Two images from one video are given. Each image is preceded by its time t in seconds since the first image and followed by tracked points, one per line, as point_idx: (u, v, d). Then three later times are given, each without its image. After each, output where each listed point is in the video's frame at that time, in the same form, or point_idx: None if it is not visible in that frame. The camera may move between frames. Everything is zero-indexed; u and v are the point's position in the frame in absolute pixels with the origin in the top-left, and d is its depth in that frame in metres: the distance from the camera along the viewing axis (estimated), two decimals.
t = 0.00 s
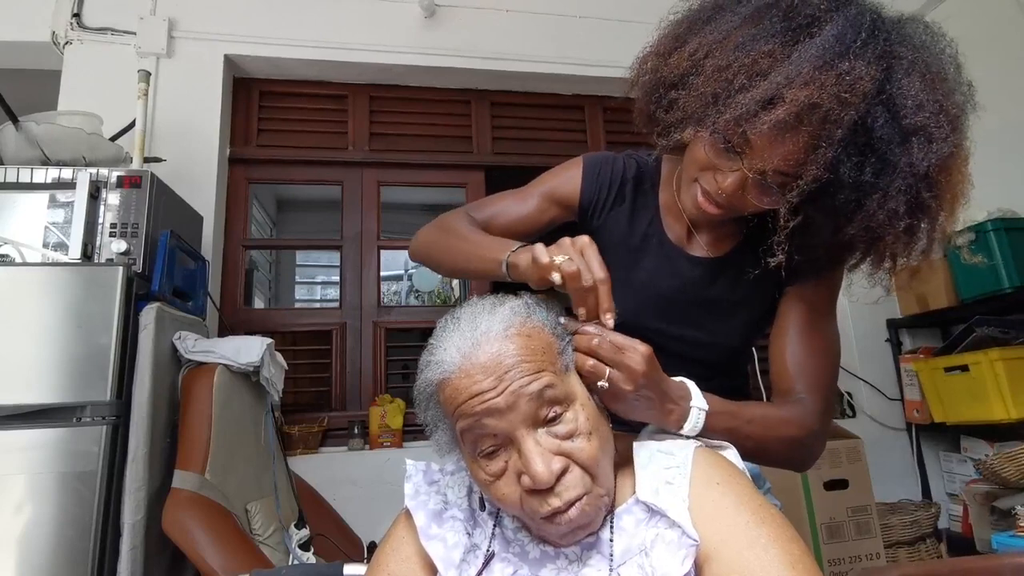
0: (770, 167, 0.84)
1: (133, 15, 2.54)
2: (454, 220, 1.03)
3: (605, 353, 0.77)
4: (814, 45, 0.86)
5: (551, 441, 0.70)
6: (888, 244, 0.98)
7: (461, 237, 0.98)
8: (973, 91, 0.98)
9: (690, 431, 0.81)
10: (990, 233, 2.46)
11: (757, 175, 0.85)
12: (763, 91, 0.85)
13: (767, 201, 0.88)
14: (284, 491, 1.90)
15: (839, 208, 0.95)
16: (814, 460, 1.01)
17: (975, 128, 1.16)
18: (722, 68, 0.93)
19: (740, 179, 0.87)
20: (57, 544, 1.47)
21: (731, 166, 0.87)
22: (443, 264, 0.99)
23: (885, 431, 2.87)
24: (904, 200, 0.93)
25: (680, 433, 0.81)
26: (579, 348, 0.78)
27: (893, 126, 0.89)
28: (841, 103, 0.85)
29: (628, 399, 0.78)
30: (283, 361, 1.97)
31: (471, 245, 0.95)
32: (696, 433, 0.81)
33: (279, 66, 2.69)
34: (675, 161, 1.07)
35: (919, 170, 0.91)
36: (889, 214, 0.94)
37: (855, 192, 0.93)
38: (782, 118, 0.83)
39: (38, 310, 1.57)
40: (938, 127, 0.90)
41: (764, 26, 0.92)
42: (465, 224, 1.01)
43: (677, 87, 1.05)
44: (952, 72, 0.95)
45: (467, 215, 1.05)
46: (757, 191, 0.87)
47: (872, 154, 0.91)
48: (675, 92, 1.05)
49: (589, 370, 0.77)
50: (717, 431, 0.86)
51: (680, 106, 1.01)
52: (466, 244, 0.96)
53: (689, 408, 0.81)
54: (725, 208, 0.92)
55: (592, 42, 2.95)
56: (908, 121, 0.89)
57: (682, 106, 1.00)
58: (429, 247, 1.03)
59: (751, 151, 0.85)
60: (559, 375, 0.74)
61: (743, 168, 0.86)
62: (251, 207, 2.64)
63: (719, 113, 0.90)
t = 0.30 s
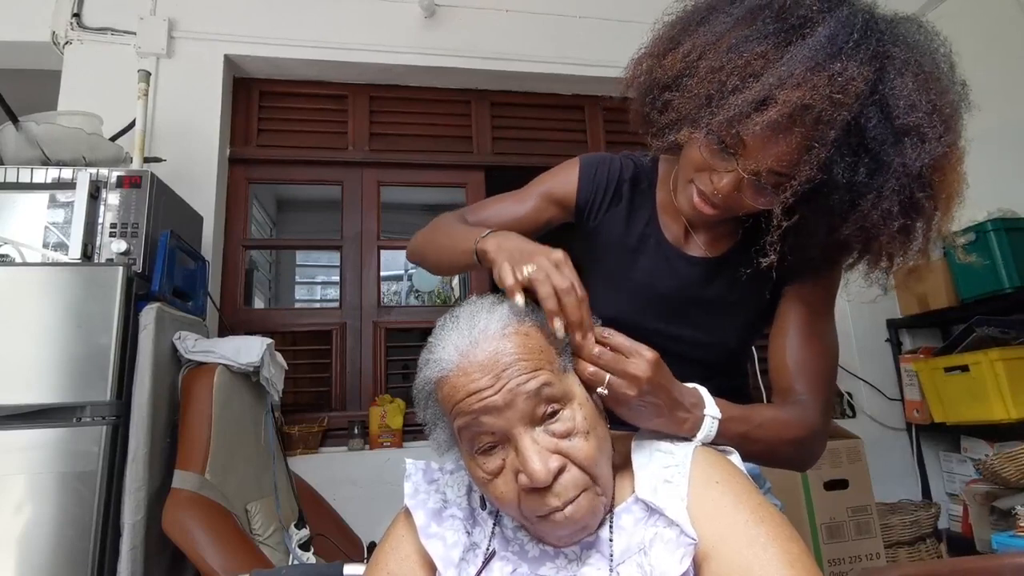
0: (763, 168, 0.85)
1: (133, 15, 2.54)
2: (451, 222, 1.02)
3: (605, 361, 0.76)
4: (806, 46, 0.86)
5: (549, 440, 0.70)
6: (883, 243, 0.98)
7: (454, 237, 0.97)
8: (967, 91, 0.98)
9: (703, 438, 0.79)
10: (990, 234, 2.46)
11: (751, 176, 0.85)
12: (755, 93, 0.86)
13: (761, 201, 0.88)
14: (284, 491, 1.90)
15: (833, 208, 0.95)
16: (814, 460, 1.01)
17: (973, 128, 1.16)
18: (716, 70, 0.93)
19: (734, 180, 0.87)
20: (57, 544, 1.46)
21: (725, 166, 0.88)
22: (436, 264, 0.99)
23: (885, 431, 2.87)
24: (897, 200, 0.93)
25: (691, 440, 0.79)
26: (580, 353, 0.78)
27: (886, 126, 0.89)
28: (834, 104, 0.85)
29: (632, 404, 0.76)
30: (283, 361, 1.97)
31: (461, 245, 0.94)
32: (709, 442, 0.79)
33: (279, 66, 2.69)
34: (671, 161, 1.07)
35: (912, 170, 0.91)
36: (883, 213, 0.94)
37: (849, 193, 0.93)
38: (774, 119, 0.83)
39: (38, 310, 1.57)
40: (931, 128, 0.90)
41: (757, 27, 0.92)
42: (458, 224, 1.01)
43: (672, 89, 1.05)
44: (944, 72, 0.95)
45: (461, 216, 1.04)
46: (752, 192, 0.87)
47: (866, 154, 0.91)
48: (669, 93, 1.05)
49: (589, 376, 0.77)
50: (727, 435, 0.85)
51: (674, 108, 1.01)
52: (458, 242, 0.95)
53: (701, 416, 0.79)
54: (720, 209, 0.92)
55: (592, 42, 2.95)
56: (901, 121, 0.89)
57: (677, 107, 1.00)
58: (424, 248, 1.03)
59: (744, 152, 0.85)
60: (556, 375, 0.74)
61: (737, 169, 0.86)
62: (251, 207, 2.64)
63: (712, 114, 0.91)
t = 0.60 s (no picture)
0: (770, 170, 0.84)
1: (133, 15, 2.54)
2: (448, 219, 1.02)
3: (611, 371, 0.76)
4: (816, 50, 0.86)
5: (552, 441, 0.70)
6: (887, 246, 0.99)
7: (454, 236, 0.97)
8: (973, 97, 0.98)
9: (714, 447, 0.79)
10: (990, 234, 2.46)
11: (758, 179, 0.85)
12: (765, 96, 0.85)
13: (767, 204, 0.88)
14: (284, 491, 1.90)
15: (839, 211, 0.95)
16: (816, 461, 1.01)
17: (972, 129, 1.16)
18: (724, 71, 0.93)
19: (741, 183, 0.87)
20: (57, 544, 1.47)
21: (732, 169, 0.87)
22: (434, 263, 0.99)
23: (884, 431, 2.87)
24: (903, 204, 0.93)
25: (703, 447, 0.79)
26: (585, 361, 0.77)
27: (893, 131, 0.89)
28: (843, 109, 0.85)
29: (635, 415, 0.76)
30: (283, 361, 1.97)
31: (461, 245, 0.94)
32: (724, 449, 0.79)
33: (279, 66, 2.69)
34: (675, 162, 1.07)
35: (918, 175, 0.91)
36: (888, 217, 0.94)
37: (854, 196, 0.93)
38: (783, 122, 0.83)
39: (38, 310, 1.57)
40: (938, 133, 0.90)
41: (767, 30, 0.92)
42: (457, 223, 1.01)
43: (679, 90, 1.05)
44: (951, 78, 0.95)
45: (460, 215, 1.04)
46: (758, 194, 0.87)
47: (872, 158, 0.91)
48: (676, 94, 1.04)
49: (594, 385, 0.76)
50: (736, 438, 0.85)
51: (682, 109, 1.01)
52: (458, 242, 0.95)
53: (715, 426, 0.79)
54: (726, 211, 0.91)
55: (592, 42, 2.95)
56: (908, 126, 0.89)
57: (684, 108, 1.00)
58: (421, 245, 1.02)
59: (752, 155, 0.85)
60: (560, 376, 0.74)
61: (744, 171, 0.86)
62: (251, 207, 2.64)
63: (721, 116, 0.90)
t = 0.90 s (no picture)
0: (774, 170, 0.84)
1: (133, 15, 2.54)
2: (456, 217, 1.03)
3: (619, 372, 0.76)
4: (821, 51, 0.86)
5: (561, 441, 0.70)
6: (887, 247, 0.99)
7: (462, 232, 0.98)
8: (975, 100, 0.98)
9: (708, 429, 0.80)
10: (990, 234, 2.45)
11: (761, 178, 0.85)
12: (770, 95, 0.85)
13: (769, 203, 0.88)
14: (284, 491, 1.90)
15: (841, 212, 0.95)
16: (811, 459, 1.01)
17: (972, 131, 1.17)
18: (729, 71, 0.93)
19: (743, 182, 0.87)
20: (57, 544, 1.47)
21: (735, 167, 0.87)
22: (445, 259, 1.00)
23: (884, 431, 2.87)
24: (905, 205, 0.93)
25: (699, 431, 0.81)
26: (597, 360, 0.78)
27: (896, 132, 0.89)
28: (847, 109, 0.85)
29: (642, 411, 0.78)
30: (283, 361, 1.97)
31: (473, 240, 0.95)
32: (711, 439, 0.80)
33: (279, 66, 2.69)
34: (678, 161, 1.07)
35: (920, 176, 0.91)
36: (890, 218, 0.94)
37: (856, 196, 0.93)
38: (788, 122, 0.83)
39: (38, 310, 1.57)
40: (940, 135, 0.90)
41: (772, 30, 0.92)
42: (466, 220, 1.01)
43: (683, 90, 1.05)
44: (954, 80, 0.95)
45: (468, 212, 1.04)
46: (761, 194, 0.87)
47: (874, 159, 0.91)
48: (681, 94, 1.04)
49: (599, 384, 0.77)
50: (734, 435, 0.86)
51: (685, 108, 1.01)
52: (470, 238, 0.96)
53: (710, 411, 0.80)
54: (728, 209, 0.91)
55: (592, 42, 2.95)
56: (910, 128, 0.89)
57: (688, 108, 1.00)
58: (431, 244, 1.03)
59: (756, 154, 0.85)
60: (568, 376, 0.74)
61: (747, 171, 0.86)
62: (251, 207, 2.64)
63: (725, 115, 0.90)
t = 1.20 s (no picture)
0: (779, 171, 0.84)
1: (133, 15, 2.54)
2: (456, 213, 1.03)
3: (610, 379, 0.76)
4: (828, 53, 0.86)
5: (557, 446, 0.70)
6: (891, 249, 0.99)
7: (462, 230, 0.98)
8: (981, 105, 0.98)
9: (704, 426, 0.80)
10: (990, 234, 2.45)
11: (767, 180, 0.85)
12: (777, 97, 0.85)
13: (774, 205, 0.88)
14: (284, 491, 1.90)
15: (845, 214, 0.96)
16: (810, 462, 1.01)
17: (973, 130, 1.17)
18: (736, 72, 0.93)
19: (748, 183, 0.87)
20: (57, 544, 1.47)
21: (740, 169, 0.87)
22: (444, 256, 1.00)
23: (884, 431, 2.87)
24: (909, 209, 0.94)
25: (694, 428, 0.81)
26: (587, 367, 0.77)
27: (901, 135, 0.89)
28: (853, 112, 0.85)
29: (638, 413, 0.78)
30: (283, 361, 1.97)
31: (472, 237, 0.95)
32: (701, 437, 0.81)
33: (279, 66, 2.69)
34: (682, 163, 1.07)
35: (925, 180, 0.92)
36: (894, 220, 0.95)
37: (861, 199, 0.94)
38: (794, 124, 0.83)
39: (38, 310, 1.57)
40: (945, 138, 0.91)
41: (779, 32, 0.92)
42: (466, 218, 1.01)
43: (690, 90, 1.05)
44: (960, 84, 0.95)
45: (468, 209, 1.04)
46: (766, 196, 0.87)
47: (880, 162, 0.91)
48: (688, 94, 1.05)
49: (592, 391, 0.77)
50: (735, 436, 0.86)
51: (692, 108, 1.01)
52: (470, 235, 0.96)
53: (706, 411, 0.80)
54: (733, 211, 0.91)
55: (592, 42, 2.95)
56: (916, 131, 0.89)
57: (694, 109, 1.00)
58: (432, 241, 1.03)
59: (762, 156, 0.85)
60: (563, 380, 0.74)
61: (752, 172, 0.86)
62: (251, 207, 2.64)
63: (731, 116, 0.90)
